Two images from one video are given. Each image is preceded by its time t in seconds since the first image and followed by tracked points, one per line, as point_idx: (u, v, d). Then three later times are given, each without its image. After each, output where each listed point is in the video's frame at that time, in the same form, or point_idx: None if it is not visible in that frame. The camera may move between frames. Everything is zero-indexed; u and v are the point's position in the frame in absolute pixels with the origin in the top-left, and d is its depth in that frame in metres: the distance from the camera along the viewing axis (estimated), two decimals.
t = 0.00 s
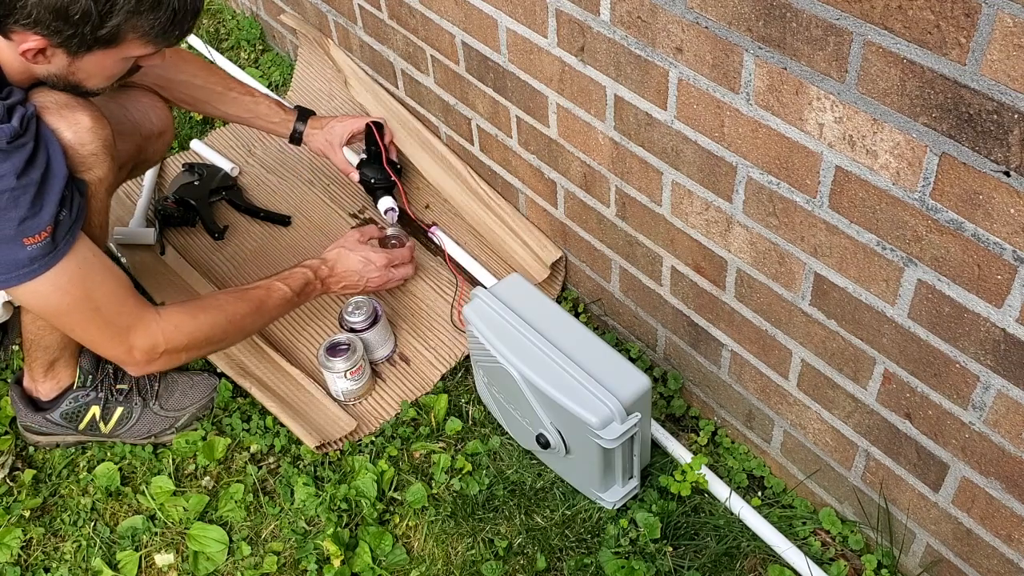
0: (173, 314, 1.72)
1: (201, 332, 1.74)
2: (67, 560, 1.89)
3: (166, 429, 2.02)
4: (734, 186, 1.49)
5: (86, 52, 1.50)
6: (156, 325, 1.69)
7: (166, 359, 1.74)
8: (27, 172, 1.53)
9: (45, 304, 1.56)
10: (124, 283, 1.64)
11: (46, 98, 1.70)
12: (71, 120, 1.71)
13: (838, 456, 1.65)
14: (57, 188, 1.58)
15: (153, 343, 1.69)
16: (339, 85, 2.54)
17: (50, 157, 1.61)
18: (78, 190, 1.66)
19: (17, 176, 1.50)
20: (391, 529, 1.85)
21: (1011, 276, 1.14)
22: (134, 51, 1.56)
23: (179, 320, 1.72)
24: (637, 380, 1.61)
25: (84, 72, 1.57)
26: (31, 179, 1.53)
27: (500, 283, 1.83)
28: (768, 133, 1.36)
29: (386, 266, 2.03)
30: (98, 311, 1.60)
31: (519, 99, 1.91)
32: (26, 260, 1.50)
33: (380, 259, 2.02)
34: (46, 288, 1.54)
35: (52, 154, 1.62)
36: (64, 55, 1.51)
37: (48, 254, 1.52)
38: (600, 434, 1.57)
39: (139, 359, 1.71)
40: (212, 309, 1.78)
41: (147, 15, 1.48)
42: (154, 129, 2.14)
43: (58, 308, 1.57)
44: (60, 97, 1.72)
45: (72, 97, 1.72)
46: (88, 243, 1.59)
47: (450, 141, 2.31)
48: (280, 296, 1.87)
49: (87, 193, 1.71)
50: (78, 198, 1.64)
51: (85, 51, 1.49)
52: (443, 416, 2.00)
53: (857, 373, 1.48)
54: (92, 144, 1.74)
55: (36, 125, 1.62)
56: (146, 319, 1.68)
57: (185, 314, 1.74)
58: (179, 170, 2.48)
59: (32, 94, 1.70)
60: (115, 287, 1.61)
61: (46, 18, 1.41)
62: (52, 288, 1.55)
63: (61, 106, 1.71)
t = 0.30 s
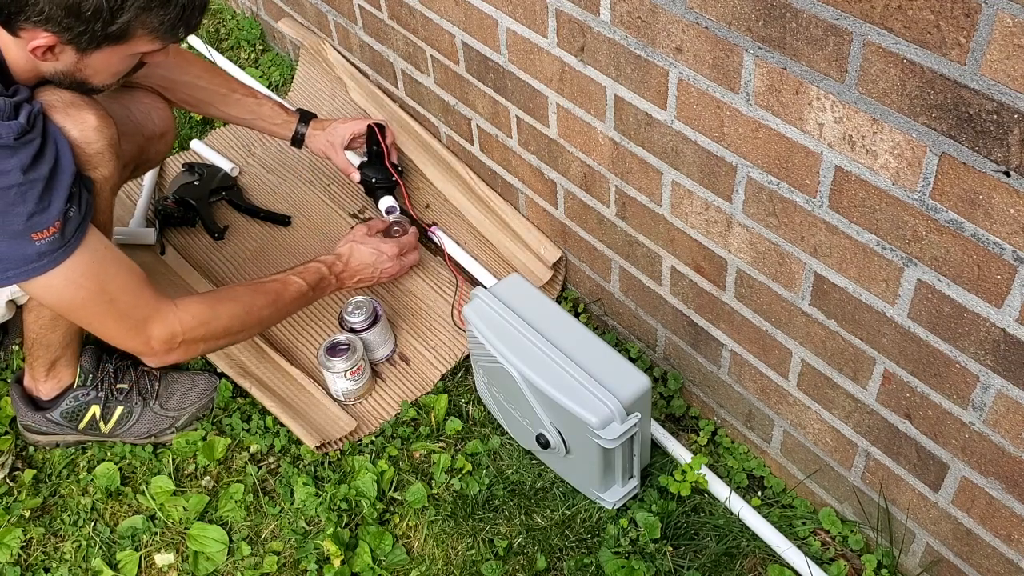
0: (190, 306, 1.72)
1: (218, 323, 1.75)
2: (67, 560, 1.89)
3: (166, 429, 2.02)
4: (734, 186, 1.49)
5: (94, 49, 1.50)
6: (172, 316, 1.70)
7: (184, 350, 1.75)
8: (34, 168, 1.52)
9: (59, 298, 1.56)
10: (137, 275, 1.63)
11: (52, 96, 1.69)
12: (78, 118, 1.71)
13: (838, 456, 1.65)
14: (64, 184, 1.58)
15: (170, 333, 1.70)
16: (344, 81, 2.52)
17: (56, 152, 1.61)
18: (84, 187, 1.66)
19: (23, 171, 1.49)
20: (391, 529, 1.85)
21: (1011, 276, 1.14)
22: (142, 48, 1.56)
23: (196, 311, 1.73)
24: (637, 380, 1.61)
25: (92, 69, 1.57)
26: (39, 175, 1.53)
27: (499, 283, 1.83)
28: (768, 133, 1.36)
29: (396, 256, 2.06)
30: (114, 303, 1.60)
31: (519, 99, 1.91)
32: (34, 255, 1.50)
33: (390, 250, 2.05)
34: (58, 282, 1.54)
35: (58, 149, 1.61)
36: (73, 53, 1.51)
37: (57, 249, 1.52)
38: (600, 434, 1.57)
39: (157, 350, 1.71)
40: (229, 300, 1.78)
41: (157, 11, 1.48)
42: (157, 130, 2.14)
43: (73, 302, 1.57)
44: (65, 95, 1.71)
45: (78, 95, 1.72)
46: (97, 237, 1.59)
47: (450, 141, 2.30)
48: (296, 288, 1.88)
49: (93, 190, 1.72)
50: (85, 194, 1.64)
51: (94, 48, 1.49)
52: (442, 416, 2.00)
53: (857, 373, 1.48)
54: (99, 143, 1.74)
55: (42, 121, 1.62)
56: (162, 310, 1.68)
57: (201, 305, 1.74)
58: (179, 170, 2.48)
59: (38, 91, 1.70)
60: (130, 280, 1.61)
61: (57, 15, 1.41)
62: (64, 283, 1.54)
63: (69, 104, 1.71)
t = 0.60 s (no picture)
0: (180, 313, 1.72)
1: (207, 331, 1.75)
2: (67, 560, 1.89)
3: (166, 428, 2.02)
4: (733, 186, 1.49)
5: (112, 41, 1.49)
6: (162, 324, 1.69)
7: (171, 356, 1.74)
8: (45, 167, 1.53)
9: (54, 300, 1.56)
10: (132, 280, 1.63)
11: (61, 95, 1.70)
12: (87, 117, 1.71)
13: (838, 456, 1.65)
14: (73, 184, 1.58)
15: (159, 341, 1.69)
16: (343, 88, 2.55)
17: (66, 151, 1.62)
18: (91, 187, 1.66)
19: (34, 171, 1.49)
20: (391, 529, 1.85)
21: (1011, 276, 1.14)
22: (159, 39, 1.55)
23: (186, 319, 1.72)
24: (637, 380, 1.61)
25: (107, 63, 1.57)
26: (49, 174, 1.53)
27: (500, 282, 1.83)
28: (768, 133, 1.36)
29: (387, 275, 2.02)
30: (106, 309, 1.59)
31: (519, 99, 1.91)
32: (41, 255, 1.49)
33: (382, 267, 2.02)
34: (57, 285, 1.54)
35: (69, 148, 1.62)
36: (90, 46, 1.50)
37: (62, 249, 1.52)
38: (600, 434, 1.57)
39: (145, 357, 1.71)
40: (217, 307, 1.78)
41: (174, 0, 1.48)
42: (160, 131, 2.13)
43: (68, 305, 1.56)
44: (73, 94, 1.72)
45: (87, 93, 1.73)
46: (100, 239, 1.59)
47: (450, 141, 2.30)
48: (285, 296, 1.87)
49: (101, 189, 1.72)
50: (92, 194, 1.64)
51: (111, 39, 1.49)
52: (442, 416, 2.00)
53: (857, 373, 1.48)
54: (109, 141, 1.75)
55: (52, 120, 1.62)
56: (152, 317, 1.68)
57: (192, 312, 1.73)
58: (179, 170, 2.48)
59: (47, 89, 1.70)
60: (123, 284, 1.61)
61: (77, 8, 1.41)
62: (62, 286, 1.54)
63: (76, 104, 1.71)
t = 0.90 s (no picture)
0: (189, 310, 1.73)
1: (216, 328, 1.75)
2: (67, 560, 1.89)
3: (166, 429, 2.02)
4: (734, 186, 1.49)
5: (112, 46, 1.49)
6: (171, 321, 1.70)
7: (179, 354, 1.75)
8: (48, 170, 1.53)
9: (61, 301, 1.55)
10: (139, 281, 1.63)
11: (65, 98, 1.70)
12: (92, 121, 1.71)
13: (838, 456, 1.65)
14: (77, 187, 1.58)
15: (169, 339, 1.70)
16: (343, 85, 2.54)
17: (70, 155, 1.62)
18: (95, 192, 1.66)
19: (37, 174, 1.50)
20: (391, 529, 1.85)
21: (1011, 276, 1.14)
22: (159, 44, 1.55)
23: (194, 316, 1.73)
24: (637, 380, 1.61)
25: (108, 68, 1.56)
26: (52, 177, 1.53)
27: (499, 283, 1.83)
28: (768, 133, 1.36)
29: (390, 271, 2.04)
30: (114, 309, 1.60)
31: (519, 99, 1.91)
32: (44, 257, 1.49)
33: (385, 262, 2.04)
34: (62, 286, 1.53)
35: (72, 151, 1.63)
36: (90, 51, 1.50)
37: (65, 252, 1.52)
38: (600, 434, 1.57)
39: (154, 354, 1.71)
40: (225, 304, 1.79)
41: (174, 5, 1.48)
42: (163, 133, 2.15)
43: (75, 305, 1.56)
44: (77, 98, 1.72)
45: (91, 97, 1.73)
46: (105, 241, 1.59)
47: (450, 141, 2.30)
48: (291, 292, 1.88)
49: (104, 194, 1.74)
50: (96, 198, 1.64)
51: (112, 45, 1.49)
52: (443, 416, 2.00)
53: (857, 373, 1.48)
54: (111, 146, 1.75)
55: (56, 124, 1.63)
56: (161, 316, 1.68)
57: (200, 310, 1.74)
58: (179, 170, 2.48)
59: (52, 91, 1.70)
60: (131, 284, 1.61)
61: (77, 13, 1.41)
62: (68, 287, 1.54)
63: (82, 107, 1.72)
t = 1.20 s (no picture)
0: (200, 308, 1.73)
1: (227, 325, 1.76)
2: (67, 560, 1.89)
3: (166, 429, 2.02)
4: (733, 186, 1.49)
5: (128, 63, 1.49)
6: (184, 318, 1.70)
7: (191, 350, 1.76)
8: (50, 182, 1.53)
9: (69, 305, 1.56)
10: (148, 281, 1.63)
11: (70, 105, 1.71)
12: (95, 129, 1.73)
13: (838, 456, 1.65)
14: (79, 196, 1.57)
15: (181, 336, 1.70)
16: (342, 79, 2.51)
17: (72, 163, 1.62)
18: (98, 199, 1.66)
19: (36, 187, 1.48)
20: (391, 529, 1.85)
21: (1011, 276, 1.14)
22: (173, 59, 1.55)
23: (206, 313, 1.74)
24: (637, 380, 1.61)
25: (122, 84, 1.56)
26: (54, 188, 1.52)
27: (499, 282, 1.83)
28: (768, 133, 1.36)
29: (396, 261, 2.06)
30: (126, 310, 1.60)
31: (519, 99, 1.91)
32: (45, 266, 1.49)
33: (390, 254, 2.06)
34: (68, 292, 1.54)
35: (74, 159, 1.62)
36: (105, 68, 1.50)
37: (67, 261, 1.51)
38: (600, 434, 1.57)
39: (167, 351, 1.72)
40: (236, 301, 1.80)
41: (190, 22, 1.48)
42: (168, 138, 2.14)
43: (83, 309, 1.56)
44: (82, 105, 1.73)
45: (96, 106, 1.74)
46: (110, 244, 1.59)
47: (450, 141, 2.30)
48: (300, 289, 1.90)
49: (109, 201, 1.74)
50: (99, 206, 1.63)
51: (127, 63, 1.49)
52: (443, 416, 2.00)
53: (857, 373, 1.48)
54: (116, 154, 1.76)
55: (57, 134, 1.62)
56: (174, 314, 1.69)
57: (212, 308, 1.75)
58: (179, 170, 2.48)
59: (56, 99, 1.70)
60: (142, 286, 1.62)
61: (93, 33, 1.41)
62: (76, 292, 1.54)
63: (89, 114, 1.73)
